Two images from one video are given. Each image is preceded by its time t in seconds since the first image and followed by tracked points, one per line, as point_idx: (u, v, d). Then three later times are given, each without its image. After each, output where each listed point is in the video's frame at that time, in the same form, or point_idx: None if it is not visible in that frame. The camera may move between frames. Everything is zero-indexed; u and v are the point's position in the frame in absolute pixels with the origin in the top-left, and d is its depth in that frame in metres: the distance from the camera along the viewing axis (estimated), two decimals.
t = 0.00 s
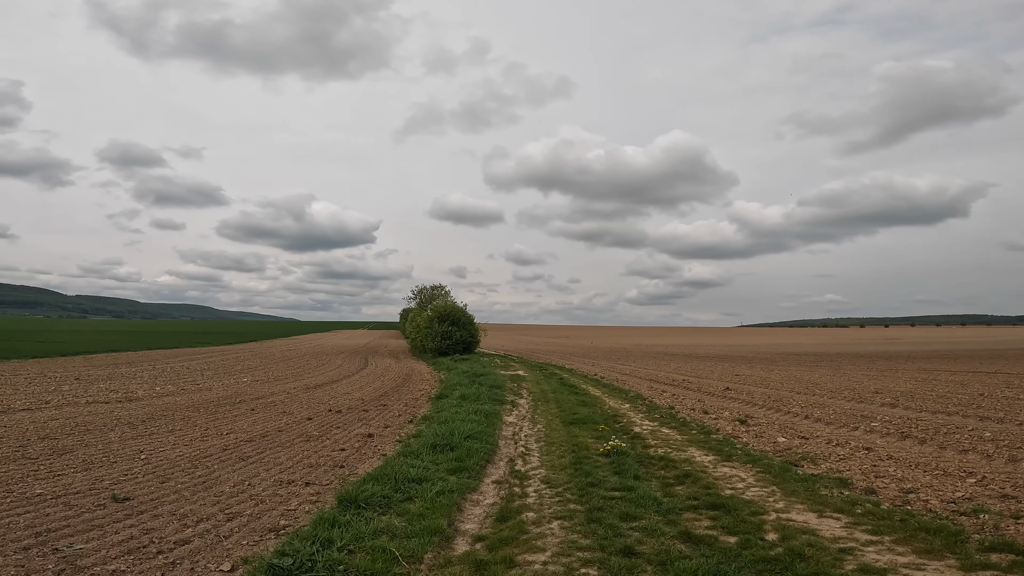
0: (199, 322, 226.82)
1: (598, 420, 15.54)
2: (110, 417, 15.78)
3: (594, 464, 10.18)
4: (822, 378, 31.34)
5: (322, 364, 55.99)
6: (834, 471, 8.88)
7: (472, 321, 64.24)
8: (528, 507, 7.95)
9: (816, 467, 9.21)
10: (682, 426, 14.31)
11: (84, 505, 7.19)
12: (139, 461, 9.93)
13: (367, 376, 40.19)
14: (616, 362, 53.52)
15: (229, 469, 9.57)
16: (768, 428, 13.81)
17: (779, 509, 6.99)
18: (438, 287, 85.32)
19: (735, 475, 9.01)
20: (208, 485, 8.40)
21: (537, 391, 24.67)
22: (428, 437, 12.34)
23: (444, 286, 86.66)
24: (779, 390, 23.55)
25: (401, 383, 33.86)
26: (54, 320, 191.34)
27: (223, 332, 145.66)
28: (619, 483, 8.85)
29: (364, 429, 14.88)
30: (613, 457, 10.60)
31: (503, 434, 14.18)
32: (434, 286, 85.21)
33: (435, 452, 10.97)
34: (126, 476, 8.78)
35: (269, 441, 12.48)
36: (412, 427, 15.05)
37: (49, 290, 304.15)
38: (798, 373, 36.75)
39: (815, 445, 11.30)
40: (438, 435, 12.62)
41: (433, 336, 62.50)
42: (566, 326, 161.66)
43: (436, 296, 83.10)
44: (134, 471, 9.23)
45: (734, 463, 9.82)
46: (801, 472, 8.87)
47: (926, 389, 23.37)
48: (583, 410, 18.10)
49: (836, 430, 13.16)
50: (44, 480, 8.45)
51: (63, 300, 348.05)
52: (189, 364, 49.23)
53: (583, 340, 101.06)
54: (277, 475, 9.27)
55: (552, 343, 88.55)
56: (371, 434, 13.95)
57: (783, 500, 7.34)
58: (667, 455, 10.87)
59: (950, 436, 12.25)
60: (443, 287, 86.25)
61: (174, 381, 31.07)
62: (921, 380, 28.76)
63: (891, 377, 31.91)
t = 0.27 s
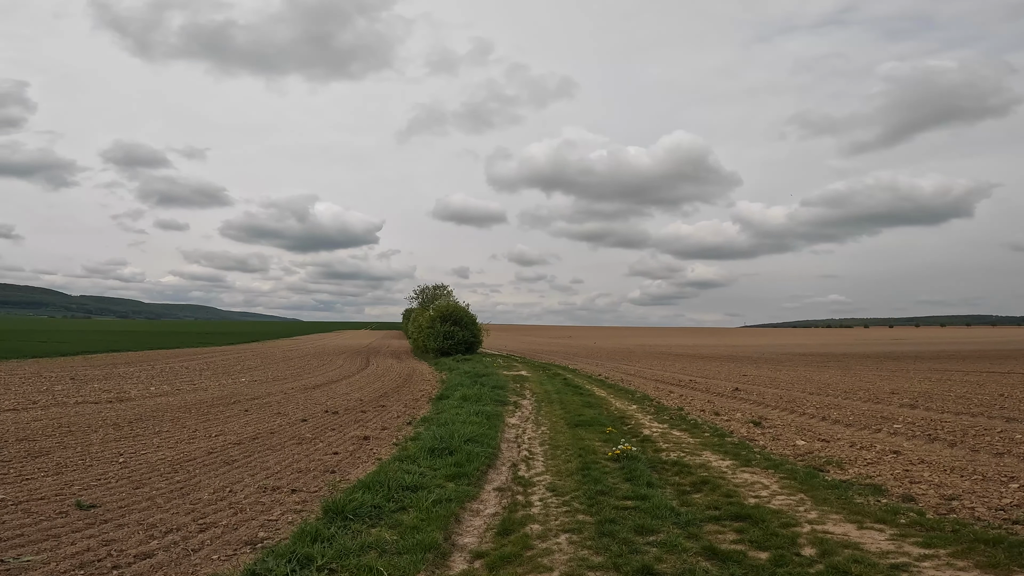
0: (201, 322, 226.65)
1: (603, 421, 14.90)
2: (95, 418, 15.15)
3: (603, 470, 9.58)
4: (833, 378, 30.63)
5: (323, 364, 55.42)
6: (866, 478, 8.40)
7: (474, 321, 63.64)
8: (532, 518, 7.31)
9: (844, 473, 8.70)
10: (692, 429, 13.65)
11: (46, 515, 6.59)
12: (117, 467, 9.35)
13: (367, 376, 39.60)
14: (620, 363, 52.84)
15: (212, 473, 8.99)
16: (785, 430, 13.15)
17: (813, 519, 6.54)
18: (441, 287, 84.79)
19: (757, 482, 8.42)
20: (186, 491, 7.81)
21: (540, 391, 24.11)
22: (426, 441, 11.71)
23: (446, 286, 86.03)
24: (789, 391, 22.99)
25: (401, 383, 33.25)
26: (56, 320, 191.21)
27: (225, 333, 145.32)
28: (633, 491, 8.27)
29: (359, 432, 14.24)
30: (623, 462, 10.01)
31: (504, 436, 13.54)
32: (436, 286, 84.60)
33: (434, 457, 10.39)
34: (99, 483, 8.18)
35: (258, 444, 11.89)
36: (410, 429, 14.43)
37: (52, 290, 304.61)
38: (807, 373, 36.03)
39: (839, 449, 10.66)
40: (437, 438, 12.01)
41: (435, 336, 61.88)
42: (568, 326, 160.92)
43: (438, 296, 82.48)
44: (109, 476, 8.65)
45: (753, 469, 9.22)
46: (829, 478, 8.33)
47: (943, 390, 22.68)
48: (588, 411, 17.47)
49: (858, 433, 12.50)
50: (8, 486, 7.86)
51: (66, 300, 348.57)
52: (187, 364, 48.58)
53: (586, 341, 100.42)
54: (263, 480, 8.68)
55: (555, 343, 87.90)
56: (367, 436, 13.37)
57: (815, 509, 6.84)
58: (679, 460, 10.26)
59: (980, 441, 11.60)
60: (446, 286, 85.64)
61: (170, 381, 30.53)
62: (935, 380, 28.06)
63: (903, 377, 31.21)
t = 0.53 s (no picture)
0: (201, 322, 226.36)
1: (608, 427, 14.25)
2: (75, 422, 14.52)
3: (609, 482, 8.94)
4: (841, 380, 30.01)
5: (322, 364, 54.72)
6: (897, 491, 7.85)
7: (475, 321, 63.05)
8: (533, 539, 6.65)
9: (871, 485, 8.16)
10: (701, 435, 12.99)
11: None
12: (86, 480, 8.75)
13: (366, 377, 39.01)
14: (623, 363, 52.24)
15: (187, 484, 8.39)
16: (800, 436, 12.49)
17: (848, 540, 6.01)
18: (442, 287, 84.26)
19: (779, 497, 7.79)
20: (155, 507, 7.23)
21: (542, 393, 23.52)
22: (419, 449, 11.05)
23: (447, 285, 85.44)
24: (798, 394, 22.42)
25: (401, 384, 32.69)
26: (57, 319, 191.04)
27: (226, 332, 144.65)
28: (643, 508, 7.65)
29: (352, 437, 13.60)
30: (631, 476, 9.37)
31: (503, 444, 12.88)
32: (437, 286, 84.05)
33: (430, 467, 9.76)
34: (62, 497, 7.57)
35: (244, 451, 11.29)
36: (406, 435, 13.83)
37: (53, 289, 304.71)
38: (814, 375, 35.38)
39: (862, 458, 10.05)
40: (432, 446, 11.34)
41: (435, 336, 61.27)
42: (570, 326, 160.22)
43: (439, 296, 81.90)
44: (74, 488, 8.04)
45: (773, 481, 8.60)
46: (857, 492, 7.77)
47: (958, 393, 22.03)
48: (592, 416, 16.80)
49: (879, 441, 11.87)
50: None
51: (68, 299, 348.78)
52: (183, 364, 47.93)
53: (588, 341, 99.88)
54: (242, 492, 8.08)
55: (557, 343, 87.28)
56: (360, 442, 12.76)
57: (849, 529, 6.33)
58: (691, 471, 9.62)
59: (1008, 448, 11.03)
60: (447, 286, 85.07)
61: (165, 382, 29.99)
62: (946, 383, 27.44)
63: (912, 380, 30.53)
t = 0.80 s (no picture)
0: (201, 321, 225.80)
1: (611, 431, 13.58)
2: (52, 424, 13.87)
3: (612, 493, 8.26)
4: (849, 383, 29.29)
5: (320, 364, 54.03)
6: (929, 501, 7.24)
7: (475, 321, 62.42)
8: (531, 556, 6.03)
9: (899, 494, 7.56)
10: (709, 440, 12.31)
11: None
12: (48, 485, 8.13)
13: (364, 377, 38.38)
14: (624, 364, 51.55)
15: (155, 491, 7.76)
16: (814, 441, 11.83)
17: (886, 558, 5.40)
18: (442, 286, 83.62)
19: (801, 508, 7.14)
20: (115, 517, 6.61)
21: (542, 394, 22.87)
22: (410, 454, 10.37)
23: (447, 285, 84.81)
24: (807, 395, 21.80)
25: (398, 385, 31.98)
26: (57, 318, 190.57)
27: (225, 333, 143.95)
28: (651, 521, 7.01)
29: (342, 440, 12.94)
30: (637, 485, 8.71)
31: (499, 449, 12.21)
32: (437, 285, 83.41)
33: (421, 474, 9.10)
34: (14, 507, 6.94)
35: (224, 455, 10.65)
36: (398, 438, 13.17)
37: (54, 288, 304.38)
38: (819, 376, 34.68)
39: (883, 465, 9.44)
40: (423, 451, 10.67)
41: (435, 336, 60.64)
42: (571, 327, 159.42)
43: (439, 296, 81.28)
44: (31, 496, 7.43)
45: (791, 490, 7.96)
46: (885, 502, 7.14)
47: (971, 395, 21.34)
48: (594, 418, 16.12)
49: (898, 446, 11.26)
50: None
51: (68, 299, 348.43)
52: (179, 364, 47.30)
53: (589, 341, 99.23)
54: (213, 500, 7.45)
55: (557, 344, 86.59)
56: (349, 446, 12.11)
57: (884, 545, 5.73)
58: (701, 480, 8.95)
59: None
60: (447, 286, 84.44)
61: (158, 382, 29.39)
62: (956, 385, 26.81)
63: (921, 382, 29.81)
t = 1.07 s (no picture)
0: (201, 321, 225.27)
1: (614, 436, 12.93)
2: (26, 429, 13.21)
3: (616, 506, 7.63)
4: (857, 384, 28.57)
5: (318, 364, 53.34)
6: (966, 515, 6.64)
7: (475, 321, 61.78)
8: None
9: (932, 507, 7.02)
10: (717, 445, 11.64)
11: None
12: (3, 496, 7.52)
13: (362, 378, 37.75)
14: (626, 365, 50.86)
15: (118, 504, 7.14)
16: (831, 447, 11.18)
17: None
18: (442, 286, 82.92)
19: (826, 524, 6.49)
20: (67, 535, 6.02)
21: (542, 396, 22.25)
22: (399, 462, 9.73)
23: (448, 285, 84.11)
24: (815, 398, 21.15)
25: (395, 386, 31.32)
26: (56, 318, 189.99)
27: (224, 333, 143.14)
28: (660, 540, 6.37)
29: (331, 445, 12.32)
30: (643, 497, 8.05)
31: (495, 456, 11.55)
32: (437, 285, 82.74)
33: (410, 485, 8.45)
34: None
35: (202, 462, 10.03)
36: (390, 443, 12.54)
37: (54, 288, 304.13)
38: (826, 377, 33.96)
39: (910, 474, 8.92)
40: (413, 458, 10.02)
41: (434, 336, 60.01)
42: (572, 327, 158.63)
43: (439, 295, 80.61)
44: None
45: (813, 503, 7.30)
46: (920, 516, 6.58)
47: (987, 397, 20.65)
48: (596, 422, 15.46)
49: (920, 452, 10.72)
50: None
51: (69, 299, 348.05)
52: (174, 364, 46.59)
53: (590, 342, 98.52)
54: (178, 514, 6.83)
55: (558, 344, 85.86)
56: (337, 451, 11.48)
57: (927, 567, 5.12)
58: (712, 492, 8.28)
59: None
60: (447, 285, 83.75)
61: (149, 383, 28.80)
62: (967, 386, 26.15)
63: (931, 383, 29.16)
